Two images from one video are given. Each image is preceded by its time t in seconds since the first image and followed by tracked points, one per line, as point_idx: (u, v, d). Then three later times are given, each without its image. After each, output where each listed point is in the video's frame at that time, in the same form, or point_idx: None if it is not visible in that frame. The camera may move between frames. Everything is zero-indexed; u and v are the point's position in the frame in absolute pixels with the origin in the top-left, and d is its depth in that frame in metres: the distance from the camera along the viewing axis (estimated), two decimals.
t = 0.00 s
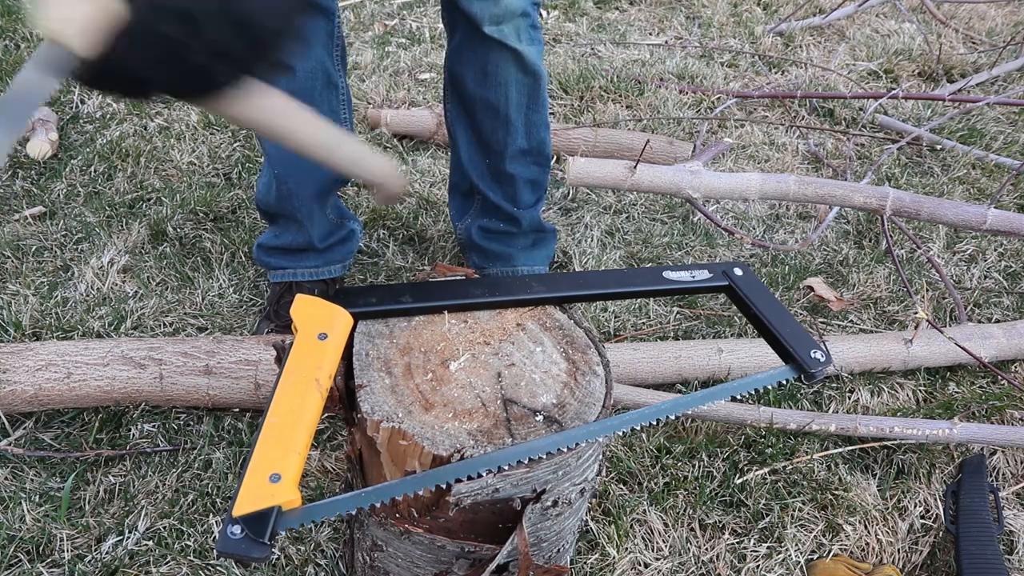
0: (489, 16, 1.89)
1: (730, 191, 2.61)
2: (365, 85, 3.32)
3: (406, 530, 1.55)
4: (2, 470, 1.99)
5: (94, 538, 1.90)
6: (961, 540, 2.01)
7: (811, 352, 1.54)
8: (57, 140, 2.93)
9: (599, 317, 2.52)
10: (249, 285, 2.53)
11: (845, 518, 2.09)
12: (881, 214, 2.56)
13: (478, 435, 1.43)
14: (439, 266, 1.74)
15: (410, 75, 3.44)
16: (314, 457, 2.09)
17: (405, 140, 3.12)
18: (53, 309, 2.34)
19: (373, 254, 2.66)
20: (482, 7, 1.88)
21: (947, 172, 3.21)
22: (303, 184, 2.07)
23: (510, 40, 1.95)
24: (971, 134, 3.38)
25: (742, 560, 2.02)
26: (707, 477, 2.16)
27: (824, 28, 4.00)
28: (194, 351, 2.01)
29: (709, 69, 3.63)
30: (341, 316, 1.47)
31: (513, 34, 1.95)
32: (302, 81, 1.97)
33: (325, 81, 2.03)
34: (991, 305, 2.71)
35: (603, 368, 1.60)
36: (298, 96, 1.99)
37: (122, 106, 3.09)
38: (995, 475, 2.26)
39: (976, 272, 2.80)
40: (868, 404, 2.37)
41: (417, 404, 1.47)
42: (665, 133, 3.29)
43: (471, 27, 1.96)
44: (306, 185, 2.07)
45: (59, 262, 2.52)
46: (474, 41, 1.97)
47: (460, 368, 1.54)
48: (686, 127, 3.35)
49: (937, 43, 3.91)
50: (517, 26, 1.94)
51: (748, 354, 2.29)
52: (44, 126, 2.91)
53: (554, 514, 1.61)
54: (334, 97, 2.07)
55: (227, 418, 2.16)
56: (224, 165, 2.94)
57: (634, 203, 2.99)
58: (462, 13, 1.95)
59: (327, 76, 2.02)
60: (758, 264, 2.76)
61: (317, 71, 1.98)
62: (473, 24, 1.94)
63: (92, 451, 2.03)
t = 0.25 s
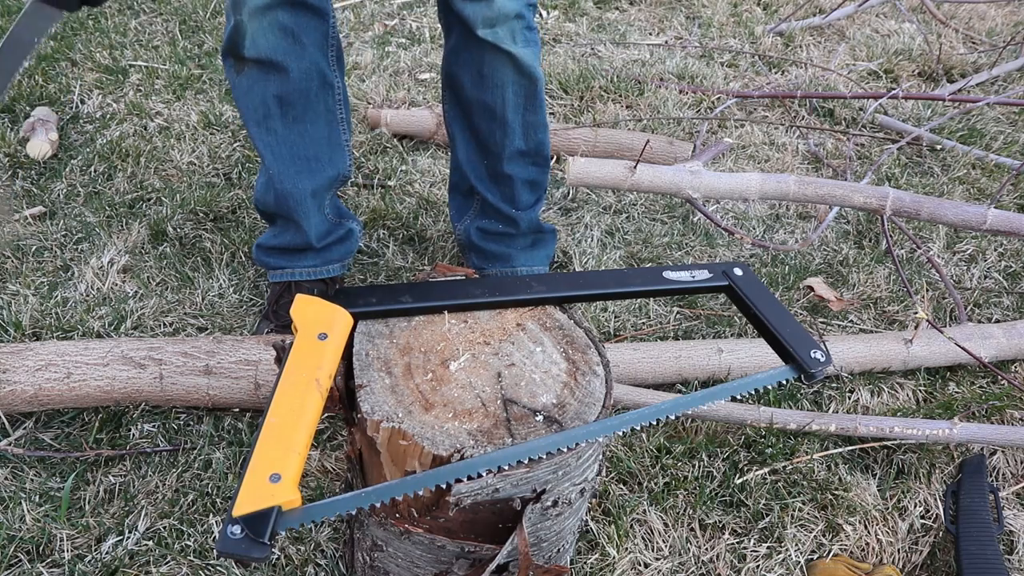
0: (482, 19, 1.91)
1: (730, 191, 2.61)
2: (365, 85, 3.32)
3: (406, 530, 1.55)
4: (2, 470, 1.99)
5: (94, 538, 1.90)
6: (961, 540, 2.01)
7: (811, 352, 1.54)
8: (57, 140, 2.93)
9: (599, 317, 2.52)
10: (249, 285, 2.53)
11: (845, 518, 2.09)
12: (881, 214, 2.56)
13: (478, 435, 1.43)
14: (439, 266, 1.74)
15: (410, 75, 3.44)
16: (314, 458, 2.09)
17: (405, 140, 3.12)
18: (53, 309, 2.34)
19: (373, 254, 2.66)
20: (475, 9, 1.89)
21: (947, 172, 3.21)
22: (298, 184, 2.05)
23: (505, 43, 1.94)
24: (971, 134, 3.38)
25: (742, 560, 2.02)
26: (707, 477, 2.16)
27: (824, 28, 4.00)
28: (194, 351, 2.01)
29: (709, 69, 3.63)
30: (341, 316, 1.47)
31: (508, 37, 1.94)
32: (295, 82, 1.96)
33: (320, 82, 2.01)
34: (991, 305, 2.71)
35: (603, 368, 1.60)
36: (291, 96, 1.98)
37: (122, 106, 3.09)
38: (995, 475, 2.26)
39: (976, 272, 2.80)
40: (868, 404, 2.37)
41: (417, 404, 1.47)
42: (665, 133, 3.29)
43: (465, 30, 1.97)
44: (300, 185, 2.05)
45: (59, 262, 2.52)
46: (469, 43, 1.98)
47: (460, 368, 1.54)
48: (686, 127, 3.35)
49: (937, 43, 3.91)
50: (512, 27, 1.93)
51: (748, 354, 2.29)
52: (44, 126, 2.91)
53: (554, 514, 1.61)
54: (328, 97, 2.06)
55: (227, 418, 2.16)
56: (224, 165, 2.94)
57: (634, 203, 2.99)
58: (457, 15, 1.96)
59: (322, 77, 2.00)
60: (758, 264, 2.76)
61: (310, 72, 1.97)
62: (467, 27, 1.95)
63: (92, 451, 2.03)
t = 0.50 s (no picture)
0: (471, 22, 1.92)
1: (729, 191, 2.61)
2: (365, 85, 3.32)
3: (406, 530, 1.56)
4: (2, 470, 1.99)
5: (94, 538, 1.90)
6: (961, 540, 2.01)
7: (811, 352, 1.54)
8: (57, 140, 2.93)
9: (599, 317, 2.52)
10: (249, 284, 2.53)
11: (845, 518, 2.09)
12: (881, 214, 2.56)
13: (478, 435, 1.43)
14: (439, 266, 1.74)
15: (410, 75, 3.44)
16: (314, 458, 2.09)
17: (405, 141, 3.12)
18: (53, 309, 2.34)
19: (373, 254, 2.66)
20: (463, 12, 1.91)
21: (947, 172, 3.21)
22: (290, 185, 2.06)
23: (495, 44, 1.95)
24: (971, 134, 3.38)
25: (742, 560, 2.02)
26: (707, 477, 2.16)
27: (824, 28, 4.00)
28: (194, 351, 2.01)
29: (709, 69, 3.63)
30: (341, 316, 1.47)
31: (498, 39, 1.95)
32: (285, 84, 1.98)
33: (309, 83, 2.03)
34: (991, 305, 2.71)
35: (603, 368, 1.59)
36: (281, 99, 2.00)
37: (122, 106, 3.09)
38: (995, 475, 2.26)
39: (976, 272, 2.80)
40: (868, 404, 2.37)
41: (417, 404, 1.47)
42: (665, 133, 3.29)
43: (455, 33, 1.99)
44: (293, 186, 2.06)
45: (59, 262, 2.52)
46: (460, 46, 2.00)
47: (460, 368, 1.54)
48: (686, 127, 3.35)
49: (937, 43, 3.91)
50: (502, 29, 1.94)
51: (747, 354, 2.30)
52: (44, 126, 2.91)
53: (554, 514, 1.61)
54: (319, 99, 2.07)
55: (226, 418, 2.15)
56: (224, 165, 2.94)
57: (634, 203, 2.99)
58: (446, 19, 1.97)
59: (311, 77, 2.02)
60: (758, 264, 2.76)
61: (299, 73, 1.99)
62: (456, 30, 1.96)
63: (92, 451, 2.03)
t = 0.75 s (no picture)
0: (466, 20, 1.90)
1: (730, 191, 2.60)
2: (365, 85, 3.32)
3: (406, 530, 1.56)
4: (2, 470, 1.99)
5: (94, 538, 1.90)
6: (961, 540, 2.02)
7: (811, 352, 1.54)
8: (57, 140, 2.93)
9: (599, 317, 2.52)
10: (249, 284, 2.53)
11: (845, 518, 2.09)
12: (881, 214, 2.56)
13: (478, 435, 1.43)
14: (439, 266, 1.74)
15: (410, 75, 3.44)
16: (314, 458, 2.09)
17: (405, 141, 3.12)
18: (53, 309, 2.34)
19: (373, 254, 2.66)
20: (458, 11, 1.88)
21: (947, 172, 3.21)
22: (286, 187, 2.07)
23: (490, 42, 1.94)
24: (971, 134, 3.38)
25: (742, 560, 2.02)
26: (707, 477, 2.16)
27: (824, 28, 4.00)
28: (194, 351, 2.00)
29: (709, 69, 3.63)
30: (341, 316, 1.47)
31: (493, 36, 1.93)
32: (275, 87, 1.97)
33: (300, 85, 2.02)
34: (991, 305, 2.71)
35: (603, 368, 1.59)
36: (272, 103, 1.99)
37: (122, 106, 3.09)
38: (995, 475, 2.26)
39: (976, 272, 2.80)
40: (868, 404, 2.37)
41: (417, 404, 1.47)
42: (665, 133, 3.29)
43: (450, 32, 1.97)
44: (287, 189, 2.06)
45: (59, 262, 2.52)
46: (455, 45, 1.98)
47: (460, 368, 1.54)
48: (686, 127, 3.35)
49: (937, 43, 3.91)
50: (498, 25, 1.92)
51: (747, 354, 2.30)
52: (44, 126, 2.92)
53: (554, 514, 1.61)
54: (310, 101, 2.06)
55: (226, 418, 2.15)
56: (224, 165, 2.94)
57: (634, 203, 2.99)
58: (441, 18, 1.96)
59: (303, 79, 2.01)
60: (758, 264, 2.76)
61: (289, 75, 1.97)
62: (451, 30, 1.95)
63: (92, 451, 2.03)
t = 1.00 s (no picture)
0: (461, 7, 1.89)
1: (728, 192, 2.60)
2: (365, 85, 3.32)
3: (406, 530, 1.56)
4: (3, 470, 1.99)
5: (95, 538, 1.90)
6: (961, 540, 2.02)
7: (811, 352, 1.54)
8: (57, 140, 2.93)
9: (599, 317, 2.52)
10: (249, 285, 2.52)
11: (845, 518, 2.09)
12: (881, 214, 2.56)
13: (478, 435, 1.43)
14: (439, 266, 1.74)
15: (410, 75, 3.44)
16: (314, 458, 2.09)
17: (405, 140, 3.13)
18: (53, 309, 2.34)
19: (373, 254, 2.66)
20: None
21: (947, 172, 3.21)
22: (289, 198, 2.05)
23: (486, 26, 1.91)
24: (971, 134, 3.38)
25: (742, 560, 2.02)
26: (707, 477, 2.16)
27: (824, 28, 4.00)
28: (194, 351, 2.00)
29: (709, 69, 3.63)
30: (341, 316, 1.47)
31: (488, 18, 1.90)
32: (276, 98, 1.93)
33: (300, 94, 1.98)
34: (991, 305, 2.71)
35: (603, 368, 1.59)
36: (272, 114, 1.95)
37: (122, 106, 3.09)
38: (995, 475, 2.26)
39: (976, 272, 2.80)
40: (868, 404, 2.37)
41: (417, 404, 1.47)
42: (665, 133, 3.29)
43: (443, 15, 1.95)
44: (291, 199, 2.05)
45: (59, 262, 2.52)
46: (450, 32, 1.98)
47: (460, 368, 1.54)
48: (686, 127, 3.35)
49: (937, 43, 3.91)
50: (492, 8, 1.89)
51: (747, 353, 2.30)
52: (44, 126, 2.92)
53: (555, 514, 1.61)
54: (310, 108, 2.02)
55: (226, 418, 2.15)
56: (224, 165, 2.94)
57: (634, 203, 2.99)
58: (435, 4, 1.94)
59: (301, 87, 1.97)
60: (758, 264, 2.76)
61: (289, 86, 1.94)
62: (444, 18, 1.95)
63: (92, 451, 2.03)
